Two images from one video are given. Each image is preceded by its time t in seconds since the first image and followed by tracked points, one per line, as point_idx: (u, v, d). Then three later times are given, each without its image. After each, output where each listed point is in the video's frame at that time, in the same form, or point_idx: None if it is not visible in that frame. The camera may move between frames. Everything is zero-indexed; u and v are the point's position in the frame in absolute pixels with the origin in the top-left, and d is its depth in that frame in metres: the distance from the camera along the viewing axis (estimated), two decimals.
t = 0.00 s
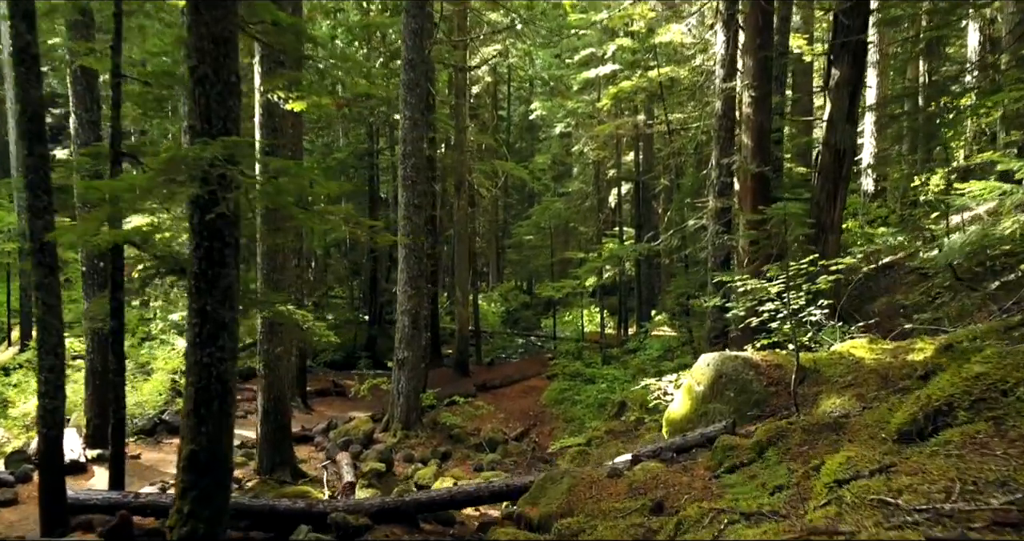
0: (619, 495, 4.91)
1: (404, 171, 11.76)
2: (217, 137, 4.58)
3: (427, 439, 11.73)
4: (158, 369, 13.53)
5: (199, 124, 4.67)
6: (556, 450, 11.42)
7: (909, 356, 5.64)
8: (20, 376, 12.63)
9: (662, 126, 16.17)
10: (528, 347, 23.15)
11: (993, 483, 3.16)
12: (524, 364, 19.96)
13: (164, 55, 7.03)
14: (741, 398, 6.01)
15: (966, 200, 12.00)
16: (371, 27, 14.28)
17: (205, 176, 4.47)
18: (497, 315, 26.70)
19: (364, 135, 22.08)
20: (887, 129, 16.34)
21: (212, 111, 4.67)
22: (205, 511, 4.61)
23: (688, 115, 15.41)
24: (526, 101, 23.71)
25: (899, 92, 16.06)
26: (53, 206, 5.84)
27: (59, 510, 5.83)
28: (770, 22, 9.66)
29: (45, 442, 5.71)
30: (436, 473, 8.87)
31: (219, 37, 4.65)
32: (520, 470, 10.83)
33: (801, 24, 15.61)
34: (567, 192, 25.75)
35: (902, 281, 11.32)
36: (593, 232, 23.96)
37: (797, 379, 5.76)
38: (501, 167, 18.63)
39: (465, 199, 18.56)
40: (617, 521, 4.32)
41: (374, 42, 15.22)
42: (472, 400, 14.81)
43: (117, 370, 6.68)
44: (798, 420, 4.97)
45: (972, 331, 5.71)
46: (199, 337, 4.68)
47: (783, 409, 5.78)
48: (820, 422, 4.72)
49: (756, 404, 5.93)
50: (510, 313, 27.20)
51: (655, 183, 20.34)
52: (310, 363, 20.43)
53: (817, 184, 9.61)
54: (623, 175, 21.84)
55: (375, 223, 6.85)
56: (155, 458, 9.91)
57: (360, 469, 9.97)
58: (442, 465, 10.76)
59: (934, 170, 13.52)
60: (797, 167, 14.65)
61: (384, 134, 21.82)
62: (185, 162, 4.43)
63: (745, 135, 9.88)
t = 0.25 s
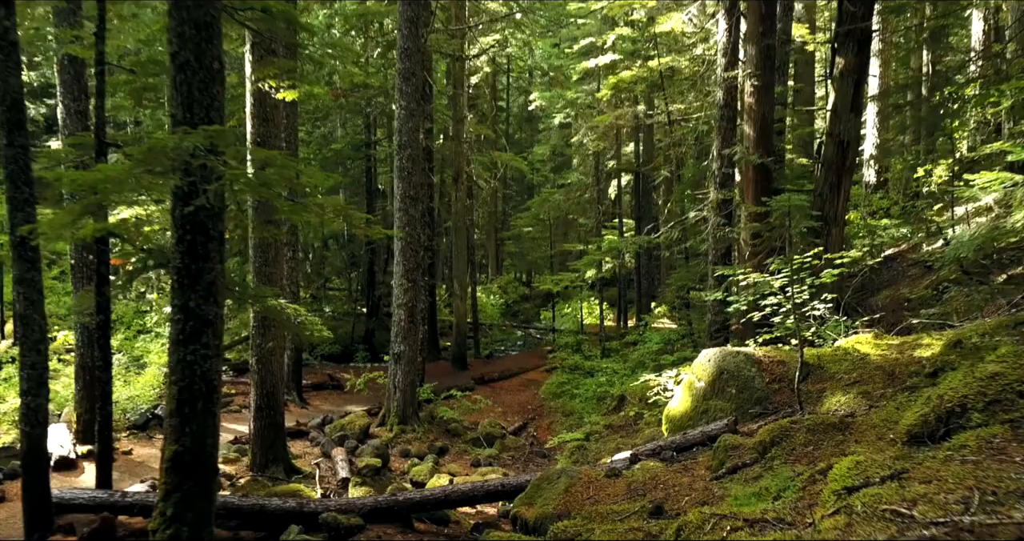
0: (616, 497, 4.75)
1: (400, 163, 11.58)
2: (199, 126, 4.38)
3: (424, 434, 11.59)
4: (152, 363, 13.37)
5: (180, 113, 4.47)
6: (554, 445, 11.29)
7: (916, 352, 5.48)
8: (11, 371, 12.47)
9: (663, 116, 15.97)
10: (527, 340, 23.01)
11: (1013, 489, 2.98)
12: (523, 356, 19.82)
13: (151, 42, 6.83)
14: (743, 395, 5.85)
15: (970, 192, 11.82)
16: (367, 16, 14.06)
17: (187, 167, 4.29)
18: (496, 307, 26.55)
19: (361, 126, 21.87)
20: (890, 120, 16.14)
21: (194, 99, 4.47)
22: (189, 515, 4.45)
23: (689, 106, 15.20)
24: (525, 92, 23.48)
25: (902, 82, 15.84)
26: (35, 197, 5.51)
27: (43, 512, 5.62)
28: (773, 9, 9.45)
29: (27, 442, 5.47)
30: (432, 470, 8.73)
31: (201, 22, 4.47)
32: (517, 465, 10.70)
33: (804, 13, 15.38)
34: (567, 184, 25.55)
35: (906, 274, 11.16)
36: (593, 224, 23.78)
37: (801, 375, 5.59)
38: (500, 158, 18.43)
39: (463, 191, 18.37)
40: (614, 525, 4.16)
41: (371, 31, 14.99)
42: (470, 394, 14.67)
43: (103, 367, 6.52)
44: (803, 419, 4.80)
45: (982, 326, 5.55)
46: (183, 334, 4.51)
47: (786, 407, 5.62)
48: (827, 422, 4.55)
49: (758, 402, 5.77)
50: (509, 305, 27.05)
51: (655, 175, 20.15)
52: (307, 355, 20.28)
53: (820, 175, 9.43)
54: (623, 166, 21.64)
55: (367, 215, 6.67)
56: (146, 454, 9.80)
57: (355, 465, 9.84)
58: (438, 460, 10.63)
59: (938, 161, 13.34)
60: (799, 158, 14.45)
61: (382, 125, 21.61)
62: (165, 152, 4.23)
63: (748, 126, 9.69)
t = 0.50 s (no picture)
0: (615, 499, 4.60)
1: (395, 154, 11.39)
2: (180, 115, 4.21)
3: (421, 428, 11.46)
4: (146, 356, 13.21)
5: (161, 101, 4.29)
6: (552, 440, 11.17)
7: (924, 349, 5.32)
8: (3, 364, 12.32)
9: (663, 106, 15.77)
10: (526, 332, 22.90)
11: None
12: (521, 349, 19.70)
13: (137, 28, 6.63)
14: (745, 393, 5.70)
15: (974, 184, 11.66)
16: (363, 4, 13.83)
17: (167, 158, 4.11)
18: (495, 299, 26.40)
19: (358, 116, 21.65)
20: (893, 110, 15.95)
21: (177, 88, 4.30)
22: (172, 518, 4.30)
23: (690, 97, 15.00)
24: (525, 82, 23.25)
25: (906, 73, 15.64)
26: (16, 186, 5.34)
27: (28, 512, 5.46)
28: None
29: (11, 440, 5.32)
30: (428, 465, 8.61)
31: (184, 7, 4.29)
32: (515, 460, 10.58)
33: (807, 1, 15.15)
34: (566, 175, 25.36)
35: (909, 266, 11.01)
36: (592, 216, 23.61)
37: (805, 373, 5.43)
38: (498, 149, 18.23)
39: (461, 182, 18.18)
40: (613, 529, 4.00)
41: (367, 19, 14.76)
42: (468, 387, 14.55)
43: (89, 362, 6.36)
44: (808, 419, 4.65)
45: (992, 322, 5.39)
46: (165, 331, 4.34)
47: (789, 405, 5.47)
48: (833, 422, 4.40)
49: (760, 399, 5.62)
50: (508, 297, 26.90)
51: (655, 166, 19.97)
52: (304, 348, 20.15)
53: (823, 166, 9.26)
54: (623, 157, 21.44)
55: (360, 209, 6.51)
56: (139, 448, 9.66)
57: (351, 461, 9.71)
58: (435, 455, 10.51)
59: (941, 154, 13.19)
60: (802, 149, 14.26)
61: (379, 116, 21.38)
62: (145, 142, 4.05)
63: (750, 116, 9.51)
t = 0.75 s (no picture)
0: (614, 501, 4.44)
1: (391, 145, 11.19)
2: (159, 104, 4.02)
3: (418, 423, 11.32)
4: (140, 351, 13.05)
5: (140, 89, 4.11)
6: (551, 435, 11.03)
7: (932, 346, 5.15)
8: None
9: (664, 96, 15.54)
10: (525, 325, 22.76)
11: None
12: (520, 342, 19.56)
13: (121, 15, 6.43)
14: (747, 390, 5.55)
15: (979, 175, 11.47)
16: None
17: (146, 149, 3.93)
18: (494, 291, 26.23)
19: (355, 107, 21.40)
20: (896, 100, 15.73)
21: (156, 75, 4.12)
22: (153, 522, 4.14)
23: (691, 87, 14.78)
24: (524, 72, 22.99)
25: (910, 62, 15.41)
26: None
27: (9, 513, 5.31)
28: None
29: None
30: (423, 462, 8.47)
31: None
32: (513, 456, 10.45)
33: None
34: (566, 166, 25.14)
35: (913, 259, 10.84)
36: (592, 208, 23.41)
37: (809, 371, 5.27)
38: (496, 140, 18.01)
39: (459, 173, 17.98)
40: (611, 535, 3.84)
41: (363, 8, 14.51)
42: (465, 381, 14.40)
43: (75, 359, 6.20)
44: (813, 420, 4.49)
45: (1003, 319, 5.23)
46: (146, 329, 4.18)
47: (793, 403, 5.32)
48: (839, 423, 4.23)
49: (763, 397, 5.47)
50: (507, 290, 26.73)
51: (655, 157, 19.75)
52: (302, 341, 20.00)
53: (827, 157, 9.08)
54: (623, 148, 21.23)
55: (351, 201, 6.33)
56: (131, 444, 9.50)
57: (346, 457, 9.58)
58: (432, 451, 10.37)
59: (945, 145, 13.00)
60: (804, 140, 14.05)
61: (376, 106, 21.14)
62: (122, 132, 3.87)
63: (753, 106, 9.33)
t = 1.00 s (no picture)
0: (612, 505, 4.28)
1: (387, 136, 10.99)
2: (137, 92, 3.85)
3: (415, 418, 11.18)
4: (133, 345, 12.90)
5: (118, 77, 3.93)
6: (549, 430, 10.89)
7: (941, 343, 4.99)
8: None
9: (665, 87, 15.32)
10: (525, 318, 22.62)
11: None
12: (519, 335, 19.42)
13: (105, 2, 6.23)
14: (750, 388, 5.40)
15: (985, 166, 11.29)
16: None
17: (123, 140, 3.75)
18: (494, 284, 26.08)
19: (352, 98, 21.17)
20: (900, 91, 15.51)
21: (135, 62, 3.94)
22: (134, 527, 3.99)
23: (692, 77, 14.56)
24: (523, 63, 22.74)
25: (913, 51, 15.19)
26: None
27: None
28: None
29: None
30: (418, 460, 8.33)
31: None
32: (511, 452, 10.31)
33: None
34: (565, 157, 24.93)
35: (917, 252, 10.67)
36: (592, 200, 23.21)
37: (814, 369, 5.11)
38: (495, 131, 17.80)
39: (457, 165, 17.78)
40: None
41: None
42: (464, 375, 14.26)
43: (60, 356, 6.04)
44: (818, 421, 4.34)
45: (1015, 316, 5.07)
46: (126, 326, 4.02)
47: (797, 402, 5.17)
48: (846, 425, 4.08)
49: (766, 396, 5.32)
50: (506, 282, 26.56)
51: (655, 149, 19.54)
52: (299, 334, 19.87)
53: (831, 148, 8.89)
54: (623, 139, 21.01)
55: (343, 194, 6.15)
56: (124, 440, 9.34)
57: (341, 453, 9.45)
58: (429, 447, 10.23)
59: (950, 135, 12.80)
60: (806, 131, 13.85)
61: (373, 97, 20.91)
62: (98, 122, 3.70)
63: (756, 96, 9.13)
